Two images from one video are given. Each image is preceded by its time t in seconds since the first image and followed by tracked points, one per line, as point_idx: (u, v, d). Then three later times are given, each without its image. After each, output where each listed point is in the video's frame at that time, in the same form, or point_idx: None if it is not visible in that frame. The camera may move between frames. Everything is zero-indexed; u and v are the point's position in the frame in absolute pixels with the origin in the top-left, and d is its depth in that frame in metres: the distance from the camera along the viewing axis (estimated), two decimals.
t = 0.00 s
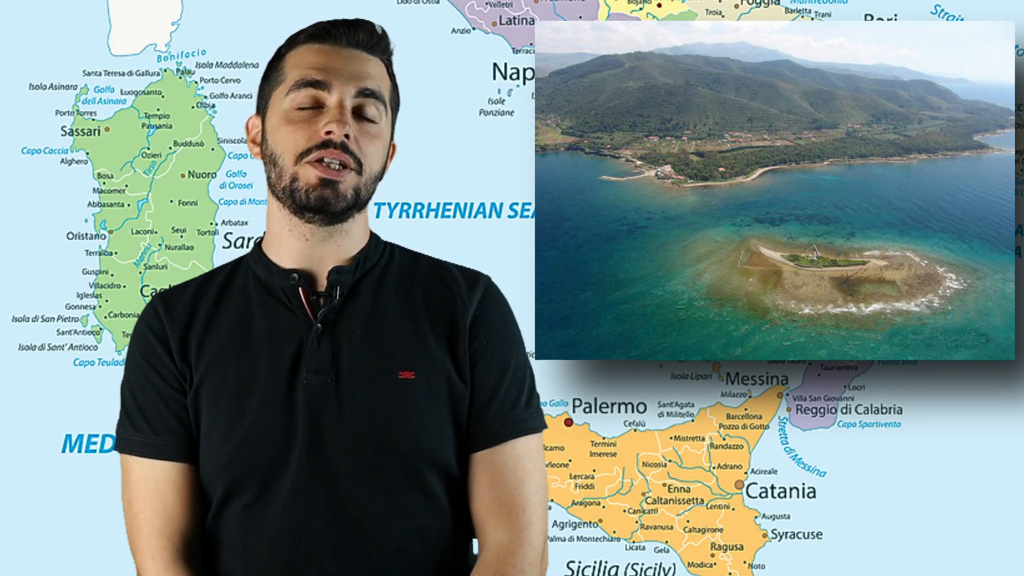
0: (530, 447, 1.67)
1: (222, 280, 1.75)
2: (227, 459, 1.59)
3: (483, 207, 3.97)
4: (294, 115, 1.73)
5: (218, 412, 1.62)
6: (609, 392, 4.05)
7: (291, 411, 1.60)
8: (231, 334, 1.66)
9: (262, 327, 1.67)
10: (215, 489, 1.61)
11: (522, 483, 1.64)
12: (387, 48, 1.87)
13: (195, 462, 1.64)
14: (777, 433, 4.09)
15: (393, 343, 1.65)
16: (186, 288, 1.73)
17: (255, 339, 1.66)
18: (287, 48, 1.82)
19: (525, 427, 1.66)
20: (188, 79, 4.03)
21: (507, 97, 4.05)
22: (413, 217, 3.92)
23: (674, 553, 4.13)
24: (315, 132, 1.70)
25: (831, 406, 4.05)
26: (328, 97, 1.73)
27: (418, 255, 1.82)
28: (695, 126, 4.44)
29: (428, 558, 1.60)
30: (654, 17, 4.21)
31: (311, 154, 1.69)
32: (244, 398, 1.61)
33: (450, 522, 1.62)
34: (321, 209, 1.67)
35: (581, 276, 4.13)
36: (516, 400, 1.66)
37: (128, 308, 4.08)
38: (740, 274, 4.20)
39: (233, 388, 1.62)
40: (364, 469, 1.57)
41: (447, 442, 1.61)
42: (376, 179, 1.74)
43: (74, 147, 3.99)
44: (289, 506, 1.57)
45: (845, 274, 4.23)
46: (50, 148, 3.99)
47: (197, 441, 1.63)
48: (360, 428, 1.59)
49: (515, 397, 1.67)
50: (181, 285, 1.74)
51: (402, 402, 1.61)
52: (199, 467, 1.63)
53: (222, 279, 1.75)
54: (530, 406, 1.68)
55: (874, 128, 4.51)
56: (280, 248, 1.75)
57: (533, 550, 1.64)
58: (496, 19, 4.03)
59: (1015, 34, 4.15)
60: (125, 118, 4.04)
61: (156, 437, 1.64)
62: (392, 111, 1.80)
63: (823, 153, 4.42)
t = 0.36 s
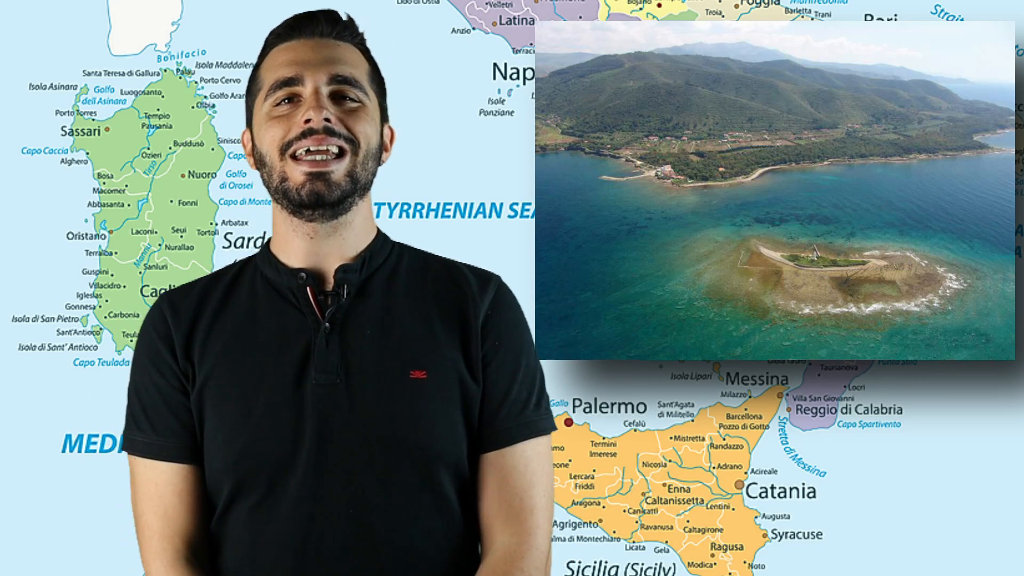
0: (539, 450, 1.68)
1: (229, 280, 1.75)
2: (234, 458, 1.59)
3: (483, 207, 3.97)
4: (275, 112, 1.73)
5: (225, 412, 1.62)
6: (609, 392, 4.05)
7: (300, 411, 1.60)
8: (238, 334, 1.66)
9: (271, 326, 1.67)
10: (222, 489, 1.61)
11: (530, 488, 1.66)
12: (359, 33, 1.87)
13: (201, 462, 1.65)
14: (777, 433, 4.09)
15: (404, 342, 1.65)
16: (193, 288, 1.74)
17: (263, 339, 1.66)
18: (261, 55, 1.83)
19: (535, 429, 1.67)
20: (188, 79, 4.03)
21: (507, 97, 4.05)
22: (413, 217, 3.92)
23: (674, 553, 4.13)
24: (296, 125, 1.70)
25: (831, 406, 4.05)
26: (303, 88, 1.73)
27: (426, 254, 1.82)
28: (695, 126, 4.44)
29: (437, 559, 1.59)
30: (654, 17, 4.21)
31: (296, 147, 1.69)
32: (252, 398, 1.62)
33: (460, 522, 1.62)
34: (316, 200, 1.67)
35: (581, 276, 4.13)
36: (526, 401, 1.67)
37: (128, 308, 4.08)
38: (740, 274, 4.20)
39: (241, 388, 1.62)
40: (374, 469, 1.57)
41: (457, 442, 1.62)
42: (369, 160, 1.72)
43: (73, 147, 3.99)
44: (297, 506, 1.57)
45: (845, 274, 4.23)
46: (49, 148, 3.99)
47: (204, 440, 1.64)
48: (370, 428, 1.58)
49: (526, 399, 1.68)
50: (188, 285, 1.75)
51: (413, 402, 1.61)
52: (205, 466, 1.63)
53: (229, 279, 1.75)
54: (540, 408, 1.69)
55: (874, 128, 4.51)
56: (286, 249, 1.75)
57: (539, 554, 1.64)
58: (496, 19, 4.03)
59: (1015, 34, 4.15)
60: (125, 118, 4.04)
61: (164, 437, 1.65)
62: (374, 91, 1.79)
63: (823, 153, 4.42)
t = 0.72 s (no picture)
0: (538, 461, 1.70)
1: (226, 283, 1.75)
2: (230, 463, 1.59)
3: (483, 207, 3.96)
4: (268, 117, 1.73)
5: (222, 416, 1.62)
6: (609, 392, 4.05)
7: (298, 416, 1.59)
8: (235, 338, 1.66)
9: (268, 330, 1.67)
10: (216, 494, 1.61)
11: (529, 500, 1.69)
12: (354, 32, 1.86)
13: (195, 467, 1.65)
14: (777, 433, 4.09)
15: (404, 348, 1.65)
16: (189, 290, 1.74)
17: (260, 343, 1.65)
18: (254, 56, 1.83)
19: (535, 439, 1.69)
20: (188, 79, 4.03)
21: (507, 97, 4.05)
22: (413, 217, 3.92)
23: (674, 553, 4.13)
24: (288, 130, 1.70)
25: (831, 406, 4.05)
26: (297, 92, 1.73)
27: (425, 259, 1.83)
28: (695, 126, 4.44)
29: (433, 567, 1.60)
30: (654, 17, 4.21)
31: (290, 153, 1.68)
32: (249, 403, 1.61)
33: (457, 531, 1.63)
34: (310, 206, 1.67)
35: (581, 276, 4.13)
36: (527, 411, 1.70)
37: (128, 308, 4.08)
38: (740, 274, 4.20)
39: (238, 393, 1.62)
40: (372, 476, 1.57)
41: (455, 450, 1.62)
42: (364, 164, 1.72)
43: (73, 148, 3.99)
44: (293, 512, 1.57)
45: (845, 274, 4.23)
46: (50, 148, 3.99)
47: (199, 444, 1.64)
48: (369, 434, 1.59)
49: (527, 409, 1.70)
50: (184, 288, 1.75)
51: (412, 409, 1.61)
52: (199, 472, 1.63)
53: (226, 282, 1.75)
54: (540, 418, 1.72)
55: (874, 128, 4.51)
56: (284, 252, 1.75)
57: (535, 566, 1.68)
58: (496, 19, 4.03)
59: (1015, 34, 4.15)
60: (125, 118, 4.04)
61: (159, 442, 1.65)
62: (369, 93, 1.78)
63: (823, 153, 4.41)
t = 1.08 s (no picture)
0: (540, 466, 1.70)
1: (228, 283, 1.75)
2: (231, 467, 1.59)
3: (483, 207, 3.97)
4: (268, 133, 1.72)
5: (223, 418, 1.62)
6: (609, 392, 4.05)
7: (300, 419, 1.59)
8: (237, 341, 1.66)
9: (270, 332, 1.66)
10: (216, 496, 1.61)
11: (530, 506, 1.69)
12: (348, 29, 1.82)
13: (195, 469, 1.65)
14: (777, 433, 4.09)
15: (408, 352, 1.65)
16: (191, 289, 1.73)
17: (262, 345, 1.65)
18: (248, 63, 1.80)
19: (537, 445, 1.70)
20: (188, 79, 4.03)
21: (507, 97, 4.05)
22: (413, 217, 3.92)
23: (674, 553, 4.13)
24: (289, 149, 1.69)
25: (831, 406, 4.05)
26: (295, 107, 1.71)
27: (429, 260, 1.82)
28: (695, 126, 4.44)
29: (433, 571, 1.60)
30: (654, 17, 4.21)
31: (294, 169, 1.69)
32: (250, 405, 1.61)
33: (458, 536, 1.64)
34: (317, 224, 1.69)
35: (581, 276, 4.12)
36: (530, 416, 1.70)
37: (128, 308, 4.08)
38: (740, 274, 4.20)
39: (239, 395, 1.62)
40: (373, 481, 1.58)
41: (457, 455, 1.62)
42: (367, 172, 1.72)
43: (73, 148, 3.99)
44: (293, 517, 1.57)
45: (845, 274, 4.23)
46: (50, 148, 3.99)
47: (199, 446, 1.64)
48: (371, 439, 1.59)
49: (530, 414, 1.70)
50: (185, 286, 1.74)
51: (415, 414, 1.61)
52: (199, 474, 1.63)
53: (228, 282, 1.75)
54: (542, 424, 1.72)
55: (874, 128, 4.51)
56: (287, 253, 1.75)
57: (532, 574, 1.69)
58: (496, 19, 4.03)
59: (1015, 34, 4.15)
60: (125, 118, 4.04)
61: (159, 443, 1.65)
62: (368, 96, 1.77)
63: (823, 153, 4.41)
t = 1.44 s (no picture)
0: (554, 455, 1.69)
1: (232, 281, 1.76)
2: (235, 464, 1.59)
3: (483, 207, 3.96)
4: (268, 119, 1.73)
5: (227, 416, 1.62)
6: (609, 392, 4.05)
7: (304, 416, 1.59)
8: (240, 338, 1.66)
9: (274, 329, 1.67)
10: (222, 494, 1.61)
11: (548, 494, 1.68)
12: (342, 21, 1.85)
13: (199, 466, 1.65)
14: (777, 433, 4.09)
15: (413, 348, 1.65)
16: (195, 288, 1.74)
17: (266, 342, 1.65)
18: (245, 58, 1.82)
19: (551, 434, 1.68)
20: (188, 79, 4.03)
21: (507, 97, 4.05)
22: (413, 217, 3.92)
23: (674, 553, 4.13)
24: (288, 131, 1.69)
25: (831, 406, 4.05)
26: (293, 91, 1.72)
27: (435, 255, 1.82)
28: (695, 126, 4.44)
29: (441, 568, 1.60)
30: (654, 17, 4.21)
31: (296, 156, 1.69)
32: (254, 402, 1.61)
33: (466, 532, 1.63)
34: (319, 207, 1.67)
35: (581, 276, 4.12)
36: (542, 406, 1.69)
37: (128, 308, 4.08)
38: (740, 274, 4.20)
39: (243, 392, 1.62)
40: (379, 477, 1.57)
41: (464, 451, 1.61)
42: (369, 154, 1.72)
43: (73, 148, 3.99)
44: (299, 513, 1.57)
45: (845, 274, 4.23)
46: (50, 148, 3.99)
47: (203, 443, 1.64)
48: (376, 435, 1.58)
49: (542, 403, 1.69)
50: (188, 285, 1.75)
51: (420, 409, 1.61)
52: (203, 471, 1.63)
53: (233, 279, 1.76)
54: (553, 412, 1.71)
55: (874, 128, 4.51)
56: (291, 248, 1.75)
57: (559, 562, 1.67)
58: (496, 19, 4.03)
59: (1015, 34, 4.15)
60: (125, 118, 4.04)
61: (160, 439, 1.65)
62: (364, 81, 1.78)
63: (823, 153, 4.41)
